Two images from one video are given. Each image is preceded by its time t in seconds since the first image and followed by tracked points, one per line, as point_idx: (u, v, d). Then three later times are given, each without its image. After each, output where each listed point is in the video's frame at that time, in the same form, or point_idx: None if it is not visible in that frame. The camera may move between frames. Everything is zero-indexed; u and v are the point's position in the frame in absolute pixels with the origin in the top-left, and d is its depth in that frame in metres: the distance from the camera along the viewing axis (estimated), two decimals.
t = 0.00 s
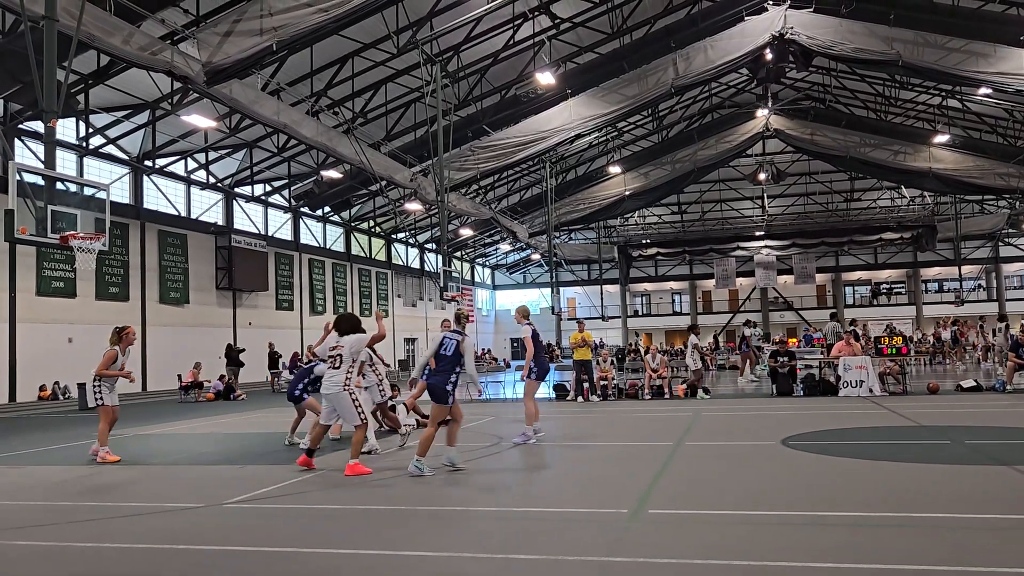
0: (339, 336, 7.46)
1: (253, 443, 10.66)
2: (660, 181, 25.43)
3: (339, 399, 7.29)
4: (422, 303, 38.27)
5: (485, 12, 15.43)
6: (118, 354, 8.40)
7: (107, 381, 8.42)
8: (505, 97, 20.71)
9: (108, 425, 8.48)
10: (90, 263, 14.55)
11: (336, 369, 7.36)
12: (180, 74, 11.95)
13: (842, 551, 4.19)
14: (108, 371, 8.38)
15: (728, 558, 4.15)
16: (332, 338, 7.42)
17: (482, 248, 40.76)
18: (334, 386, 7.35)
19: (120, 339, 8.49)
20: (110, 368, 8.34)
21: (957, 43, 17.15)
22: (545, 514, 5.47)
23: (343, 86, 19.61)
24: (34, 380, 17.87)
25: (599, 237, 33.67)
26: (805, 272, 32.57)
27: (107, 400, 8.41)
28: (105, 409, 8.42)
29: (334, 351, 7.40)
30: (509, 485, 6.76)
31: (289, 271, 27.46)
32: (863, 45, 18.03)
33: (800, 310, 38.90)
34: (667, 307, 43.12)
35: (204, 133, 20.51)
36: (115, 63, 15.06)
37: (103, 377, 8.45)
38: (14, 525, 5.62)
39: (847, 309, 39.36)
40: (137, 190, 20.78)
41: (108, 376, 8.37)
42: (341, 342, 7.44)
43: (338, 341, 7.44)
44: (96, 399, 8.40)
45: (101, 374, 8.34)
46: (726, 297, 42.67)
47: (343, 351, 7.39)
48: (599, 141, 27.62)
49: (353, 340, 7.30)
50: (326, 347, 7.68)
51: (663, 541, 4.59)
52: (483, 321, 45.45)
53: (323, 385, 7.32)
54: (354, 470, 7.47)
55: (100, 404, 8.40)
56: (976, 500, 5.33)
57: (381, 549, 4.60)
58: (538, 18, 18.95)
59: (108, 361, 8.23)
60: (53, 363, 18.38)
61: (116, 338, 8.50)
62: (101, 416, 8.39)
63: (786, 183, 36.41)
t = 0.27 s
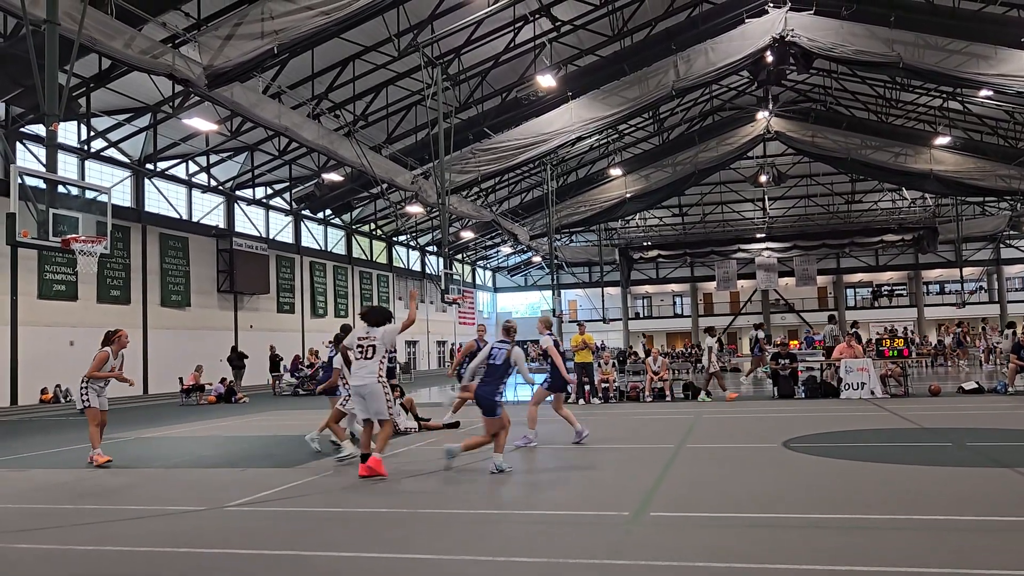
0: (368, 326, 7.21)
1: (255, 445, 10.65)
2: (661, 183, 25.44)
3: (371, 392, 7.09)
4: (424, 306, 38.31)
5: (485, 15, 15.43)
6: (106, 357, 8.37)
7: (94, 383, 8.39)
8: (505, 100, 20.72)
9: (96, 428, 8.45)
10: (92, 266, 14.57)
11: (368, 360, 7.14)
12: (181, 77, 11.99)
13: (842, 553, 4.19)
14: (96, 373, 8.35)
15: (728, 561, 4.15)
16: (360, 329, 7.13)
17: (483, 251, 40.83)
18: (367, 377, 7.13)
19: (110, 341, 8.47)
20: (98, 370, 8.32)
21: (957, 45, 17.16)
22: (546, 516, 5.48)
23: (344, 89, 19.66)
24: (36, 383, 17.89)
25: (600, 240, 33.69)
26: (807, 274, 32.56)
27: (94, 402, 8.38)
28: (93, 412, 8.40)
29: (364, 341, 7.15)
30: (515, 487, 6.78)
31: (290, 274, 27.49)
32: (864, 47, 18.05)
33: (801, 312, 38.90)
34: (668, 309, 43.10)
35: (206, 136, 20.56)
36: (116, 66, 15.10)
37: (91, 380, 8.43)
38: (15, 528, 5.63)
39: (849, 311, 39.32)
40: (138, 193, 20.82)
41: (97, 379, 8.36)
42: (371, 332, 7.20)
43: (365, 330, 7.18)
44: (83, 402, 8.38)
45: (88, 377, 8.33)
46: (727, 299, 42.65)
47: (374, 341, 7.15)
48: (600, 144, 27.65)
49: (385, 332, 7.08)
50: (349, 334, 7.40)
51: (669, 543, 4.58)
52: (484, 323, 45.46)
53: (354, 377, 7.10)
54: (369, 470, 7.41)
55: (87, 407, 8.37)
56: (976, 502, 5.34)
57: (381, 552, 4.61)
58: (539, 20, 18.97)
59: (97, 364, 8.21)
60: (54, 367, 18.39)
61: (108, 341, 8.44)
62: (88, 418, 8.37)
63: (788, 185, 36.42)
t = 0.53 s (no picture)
0: (403, 338, 7.16)
1: (256, 448, 10.65)
2: (663, 185, 25.42)
3: (411, 404, 6.99)
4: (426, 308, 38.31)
5: (487, 17, 15.44)
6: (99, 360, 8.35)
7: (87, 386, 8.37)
8: (507, 102, 20.72)
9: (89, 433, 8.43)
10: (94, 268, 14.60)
11: (405, 372, 7.07)
12: (183, 80, 12.02)
13: (845, 556, 4.17)
14: (90, 377, 8.33)
15: (731, 563, 4.13)
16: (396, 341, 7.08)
17: (485, 253, 40.84)
18: (405, 389, 7.05)
19: (103, 344, 8.46)
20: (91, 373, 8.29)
21: (959, 46, 17.15)
22: (549, 519, 5.47)
23: (346, 92, 19.69)
24: (38, 385, 17.90)
25: (602, 242, 33.67)
26: (809, 276, 32.51)
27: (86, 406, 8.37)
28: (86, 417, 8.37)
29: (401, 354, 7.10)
30: (520, 489, 6.77)
31: (292, 277, 27.50)
32: (865, 49, 18.04)
33: (804, 314, 38.84)
34: (670, 311, 43.06)
35: (208, 138, 20.61)
36: (119, 69, 15.14)
37: (85, 383, 8.40)
38: (16, 531, 5.63)
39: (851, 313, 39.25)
40: (141, 196, 20.86)
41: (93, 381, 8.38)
42: (406, 344, 7.15)
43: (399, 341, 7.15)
44: (77, 407, 8.35)
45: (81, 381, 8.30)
46: (729, 301, 42.60)
47: (411, 352, 7.10)
48: (601, 146, 27.67)
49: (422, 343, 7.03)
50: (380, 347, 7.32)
51: (672, 545, 4.57)
52: (486, 325, 45.45)
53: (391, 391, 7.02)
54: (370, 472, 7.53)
55: (81, 411, 8.36)
56: (979, 504, 5.33)
57: (382, 555, 4.60)
58: (541, 23, 18.98)
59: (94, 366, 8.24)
60: (56, 369, 18.41)
61: (98, 343, 8.46)
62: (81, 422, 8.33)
63: (789, 186, 36.41)
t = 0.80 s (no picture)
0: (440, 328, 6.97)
1: (259, 450, 10.65)
2: (666, 186, 25.40)
3: (455, 395, 6.86)
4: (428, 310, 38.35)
5: (490, 19, 15.45)
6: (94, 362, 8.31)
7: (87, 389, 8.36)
8: (510, 104, 20.74)
9: (94, 433, 8.48)
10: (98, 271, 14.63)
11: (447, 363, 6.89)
12: (187, 82, 12.06)
13: (849, 557, 4.15)
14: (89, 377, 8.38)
15: (735, 565, 4.11)
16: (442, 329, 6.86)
17: (487, 255, 40.88)
18: (447, 381, 6.89)
19: (97, 344, 8.41)
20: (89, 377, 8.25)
21: (962, 47, 17.11)
22: (552, 520, 5.47)
23: (348, 94, 19.73)
24: (42, 387, 17.94)
25: (605, 243, 33.67)
26: (812, 277, 32.46)
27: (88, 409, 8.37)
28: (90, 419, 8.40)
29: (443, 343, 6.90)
30: (524, 490, 6.78)
31: (295, 278, 27.54)
32: (868, 50, 18.02)
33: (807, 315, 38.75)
34: (673, 312, 43.00)
35: (211, 141, 20.66)
36: (122, 72, 15.19)
37: (83, 386, 8.41)
38: (20, 533, 5.64)
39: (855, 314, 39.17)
40: (144, 199, 20.90)
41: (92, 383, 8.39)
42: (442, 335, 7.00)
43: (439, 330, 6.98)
44: (79, 411, 8.34)
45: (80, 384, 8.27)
46: (732, 302, 42.54)
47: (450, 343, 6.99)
48: (604, 147, 27.66)
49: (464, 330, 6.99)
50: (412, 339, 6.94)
51: (674, 547, 4.56)
52: (489, 327, 45.46)
53: (436, 380, 6.78)
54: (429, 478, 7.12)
55: (84, 415, 8.35)
56: (982, 505, 5.32)
57: (385, 556, 4.60)
58: (544, 24, 19.00)
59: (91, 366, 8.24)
60: (60, 371, 18.46)
61: (91, 345, 8.44)
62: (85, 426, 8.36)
63: (792, 187, 36.36)
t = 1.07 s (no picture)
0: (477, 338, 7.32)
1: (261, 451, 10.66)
2: (669, 187, 25.37)
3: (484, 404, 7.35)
4: (432, 311, 38.37)
5: (493, 20, 15.46)
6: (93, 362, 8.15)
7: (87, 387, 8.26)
8: (513, 105, 20.75)
9: (94, 430, 8.40)
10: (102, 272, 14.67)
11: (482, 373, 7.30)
12: (190, 84, 12.10)
13: (852, 559, 4.13)
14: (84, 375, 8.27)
15: (738, 566, 4.10)
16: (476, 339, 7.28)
17: (491, 256, 40.90)
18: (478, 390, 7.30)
19: (95, 342, 8.24)
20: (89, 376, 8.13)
21: (967, 47, 17.05)
22: (553, 521, 5.47)
23: (352, 95, 19.77)
24: (46, 389, 18.01)
25: (608, 244, 33.66)
26: (816, 278, 32.39)
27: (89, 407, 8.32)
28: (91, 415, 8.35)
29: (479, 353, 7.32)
30: (525, 491, 6.79)
31: (299, 280, 27.59)
32: (872, 50, 17.97)
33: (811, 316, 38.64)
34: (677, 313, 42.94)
35: (215, 142, 20.72)
36: (126, 74, 15.24)
37: (82, 384, 8.36)
38: (24, 534, 5.66)
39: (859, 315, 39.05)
40: (148, 200, 20.97)
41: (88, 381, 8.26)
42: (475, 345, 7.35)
43: (475, 341, 7.41)
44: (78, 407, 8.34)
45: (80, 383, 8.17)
46: (736, 303, 42.44)
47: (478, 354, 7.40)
48: (607, 148, 27.66)
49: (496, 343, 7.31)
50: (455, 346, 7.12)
51: (677, 548, 4.55)
52: (493, 328, 45.46)
53: (466, 388, 7.16)
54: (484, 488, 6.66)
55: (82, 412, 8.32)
56: (987, 506, 5.29)
57: (387, 557, 4.61)
58: (547, 25, 19.01)
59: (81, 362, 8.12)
60: (64, 372, 18.52)
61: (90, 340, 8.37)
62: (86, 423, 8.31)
63: (796, 188, 36.30)
